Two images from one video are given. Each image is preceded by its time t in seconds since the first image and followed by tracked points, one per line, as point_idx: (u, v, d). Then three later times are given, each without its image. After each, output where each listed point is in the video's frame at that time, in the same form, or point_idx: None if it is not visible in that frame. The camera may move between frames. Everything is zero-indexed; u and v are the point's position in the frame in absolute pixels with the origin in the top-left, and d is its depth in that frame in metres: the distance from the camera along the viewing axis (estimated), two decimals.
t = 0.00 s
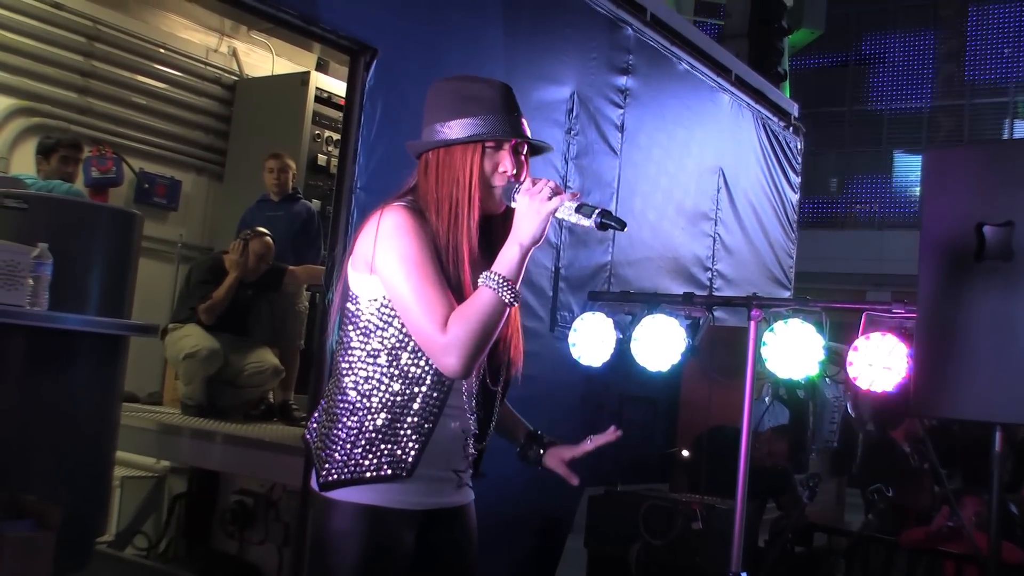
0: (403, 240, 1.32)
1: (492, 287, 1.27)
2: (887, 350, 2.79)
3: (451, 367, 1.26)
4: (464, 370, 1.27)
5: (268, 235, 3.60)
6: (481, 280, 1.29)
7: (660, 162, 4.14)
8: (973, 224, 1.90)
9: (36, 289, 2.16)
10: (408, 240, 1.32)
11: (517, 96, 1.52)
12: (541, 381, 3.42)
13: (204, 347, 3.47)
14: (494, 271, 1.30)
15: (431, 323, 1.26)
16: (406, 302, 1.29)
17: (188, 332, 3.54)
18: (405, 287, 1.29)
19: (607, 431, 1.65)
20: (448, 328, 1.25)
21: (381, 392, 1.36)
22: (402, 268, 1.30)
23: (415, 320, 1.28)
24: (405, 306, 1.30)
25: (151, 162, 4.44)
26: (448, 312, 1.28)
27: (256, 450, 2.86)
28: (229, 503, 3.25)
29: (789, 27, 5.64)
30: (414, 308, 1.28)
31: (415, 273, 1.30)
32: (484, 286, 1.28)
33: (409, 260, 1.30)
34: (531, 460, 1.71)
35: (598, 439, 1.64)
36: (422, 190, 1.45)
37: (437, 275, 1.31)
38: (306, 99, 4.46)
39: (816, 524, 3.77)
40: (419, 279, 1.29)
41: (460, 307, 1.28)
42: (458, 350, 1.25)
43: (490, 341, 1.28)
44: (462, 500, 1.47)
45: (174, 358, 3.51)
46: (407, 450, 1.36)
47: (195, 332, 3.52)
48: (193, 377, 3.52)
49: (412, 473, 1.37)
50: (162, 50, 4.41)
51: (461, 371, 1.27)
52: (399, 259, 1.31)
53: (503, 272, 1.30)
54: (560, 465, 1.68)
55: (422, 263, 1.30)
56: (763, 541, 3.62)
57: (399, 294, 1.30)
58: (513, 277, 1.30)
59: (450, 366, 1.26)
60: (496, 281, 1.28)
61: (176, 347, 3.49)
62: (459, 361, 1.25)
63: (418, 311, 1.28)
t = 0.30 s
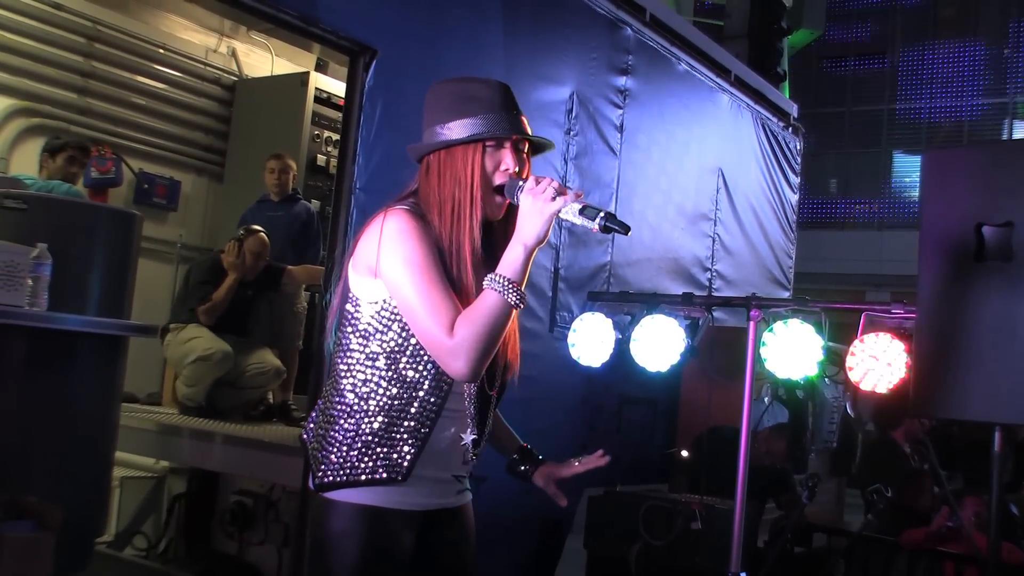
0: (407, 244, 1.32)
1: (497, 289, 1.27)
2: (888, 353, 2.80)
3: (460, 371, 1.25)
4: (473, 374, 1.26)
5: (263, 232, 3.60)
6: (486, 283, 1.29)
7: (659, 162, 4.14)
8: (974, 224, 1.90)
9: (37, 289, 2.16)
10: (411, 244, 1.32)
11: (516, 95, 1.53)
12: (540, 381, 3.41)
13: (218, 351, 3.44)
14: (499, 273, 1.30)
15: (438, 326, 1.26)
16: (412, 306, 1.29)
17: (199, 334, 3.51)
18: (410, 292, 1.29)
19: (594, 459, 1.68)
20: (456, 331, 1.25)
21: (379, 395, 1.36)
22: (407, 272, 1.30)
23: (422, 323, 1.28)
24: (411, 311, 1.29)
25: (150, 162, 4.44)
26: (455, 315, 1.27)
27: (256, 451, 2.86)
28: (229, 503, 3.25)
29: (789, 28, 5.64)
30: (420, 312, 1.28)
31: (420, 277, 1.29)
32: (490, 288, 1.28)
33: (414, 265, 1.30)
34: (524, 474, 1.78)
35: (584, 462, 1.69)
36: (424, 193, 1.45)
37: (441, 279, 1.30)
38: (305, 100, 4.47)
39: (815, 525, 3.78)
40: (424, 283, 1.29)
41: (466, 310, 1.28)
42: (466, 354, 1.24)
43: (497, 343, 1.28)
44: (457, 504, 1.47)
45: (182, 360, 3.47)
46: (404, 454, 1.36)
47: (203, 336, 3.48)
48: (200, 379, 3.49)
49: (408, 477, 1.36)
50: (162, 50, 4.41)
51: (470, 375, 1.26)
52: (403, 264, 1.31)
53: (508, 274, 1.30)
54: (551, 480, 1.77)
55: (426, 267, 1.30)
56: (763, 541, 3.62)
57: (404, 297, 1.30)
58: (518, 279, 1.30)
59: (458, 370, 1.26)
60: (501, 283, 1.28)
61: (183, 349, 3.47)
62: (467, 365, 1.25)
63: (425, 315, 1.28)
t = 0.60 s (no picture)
0: (409, 245, 1.32)
1: (500, 289, 1.28)
2: (886, 352, 2.80)
3: (462, 371, 1.25)
4: (475, 374, 1.26)
5: (262, 234, 3.59)
6: (489, 283, 1.29)
7: (658, 161, 4.14)
8: (972, 223, 1.91)
9: (36, 288, 2.16)
10: (414, 244, 1.32)
11: (517, 95, 1.53)
12: (538, 380, 3.41)
13: (217, 353, 3.43)
14: (502, 274, 1.30)
15: (441, 326, 1.26)
16: (415, 306, 1.29)
17: (197, 337, 3.49)
18: (412, 291, 1.29)
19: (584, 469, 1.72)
20: (459, 331, 1.25)
21: (379, 395, 1.36)
22: (409, 272, 1.30)
23: (424, 323, 1.28)
24: (413, 310, 1.29)
25: (149, 161, 4.43)
26: (457, 315, 1.27)
27: (254, 450, 2.86)
28: (227, 503, 3.25)
29: (788, 27, 5.63)
30: (422, 312, 1.27)
31: (422, 277, 1.29)
32: (492, 288, 1.29)
33: (416, 265, 1.30)
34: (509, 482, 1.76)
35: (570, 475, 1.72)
36: (426, 192, 1.45)
37: (444, 279, 1.30)
38: (304, 99, 4.47)
39: (814, 524, 3.78)
40: (426, 283, 1.29)
41: (469, 311, 1.27)
42: (469, 354, 1.24)
43: (499, 343, 1.28)
44: (456, 504, 1.47)
45: (183, 362, 3.46)
46: (404, 454, 1.35)
47: (202, 339, 3.48)
48: (201, 381, 3.48)
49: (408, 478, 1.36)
50: (160, 50, 4.41)
51: (472, 376, 1.26)
52: (405, 264, 1.30)
53: (511, 274, 1.31)
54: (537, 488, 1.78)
55: (428, 268, 1.30)
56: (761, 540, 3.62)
57: (406, 297, 1.30)
58: (520, 279, 1.31)
59: (461, 370, 1.26)
60: (504, 283, 1.29)
61: (184, 353, 3.45)
62: (470, 366, 1.25)
63: (427, 315, 1.27)
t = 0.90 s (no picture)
0: (411, 244, 1.32)
1: (501, 288, 1.27)
2: (885, 350, 2.80)
3: (463, 370, 1.25)
4: (476, 374, 1.26)
5: (267, 236, 3.59)
6: (490, 282, 1.29)
7: (657, 160, 4.14)
8: (971, 223, 1.92)
9: (34, 287, 2.16)
10: (415, 243, 1.32)
11: (519, 94, 1.53)
12: (538, 379, 3.42)
13: (211, 355, 3.43)
14: (502, 272, 1.30)
15: (441, 326, 1.25)
16: (416, 305, 1.29)
17: (194, 337, 3.48)
18: (413, 291, 1.29)
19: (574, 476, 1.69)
20: (460, 331, 1.24)
21: (379, 394, 1.36)
22: (410, 272, 1.30)
23: (425, 322, 1.28)
24: (414, 309, 1.29)
25: (148, 161, 4.43)
26: (458, 315, 1.27)
27: (253, 449, 2.86)
28: (226, 502, 3.25)
29: (787, 26, 5.64)
30: (423, 311, 1.27)
31: (423, 276, 1.29)
32: (494, 288, 1.28)
33: (417, 264, 1.30)
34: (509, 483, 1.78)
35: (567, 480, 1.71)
36: (427, 191, 1.45)
37: (445, 278, 1.30)
38: (303, 98, 4.47)
39: (813, 522, 3.78)
40: (427, 282, 1.29)
41: (470, 310, 1.27)
42: (470, 354, 1.24)
43: (501, 343, 1.27)
44: (456, 504, 1.47)
45: (179, 362, 3.45)
46: (404, 454, 1.35)
47: (200, 340, 3.46)
48: (197, 382, 3.47)
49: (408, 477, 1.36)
50: (159, 49, 4.40)
51: (473, 375, 1.26)
52: (407, 264, 1.30)
53: (512, 273, 1.30)
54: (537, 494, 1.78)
55: (430, 267, 1.30)
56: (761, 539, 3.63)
57: (407, 296, 1.30)
58: (522, 278, 1.30)
59: (462, 370, 1.25)
60: (505, 283, 1.28)
61: (179, 355, 3.43)
62: (471, 365, 1.24)
63: (428, 314, 1.27)
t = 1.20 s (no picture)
0: (410, 242, 1.32)
1: (501, 286, 1.27)
2: (885, 347, 2.80)
3: (463, 368, 1.25)
4: (476, 371, 1.26)
5: (267, 234, 3.61)
6: (490, 279, 1.28)
7: (656, 158, 4.14)
8: (970, 223, 1.92)
9: (32, 286, 2.14)
10: (414, 241, 1.32)
11: (519, 92, 1.52)
12: (537, 378, 3.42)
13: (214, 355, 3.43)
14: (502, 270, 1.29)
15: (441, 323, 1.25)
16: (415, 303, 1.29)
17: (196, 337, 3.48)
18: (413, 289, 1.29)
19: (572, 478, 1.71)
20: (460, 328, 1.24)
21: (378, 392, 1.36)
22: (410, 270, 1.30)
23: (424, 319, 1.28)
24: (414, 307, 1.29)
25: (147, 159, 4.43)
26: (458, 312, 1.27)
27: (253, 447, 2.86)
28: (225, 500, 3.25)
29: (785, 25, 5.63)
30: (423, 309, 1.27)
31: (423, 274, 1.29)
32: (493, 285, 1.28)
33: (417, 262, 1.30)
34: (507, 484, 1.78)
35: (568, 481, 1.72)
36: (426, 189, 1.45)
37: (445, 276, 1.30)
38: (301, 96, 4.47)
39: (812, 521, 3.78)
40: (427, 280, 1.28)
41: (469, 308, 1.27)
42: (470, 351, 1.24)
43: (500, 340, 1.27)
44: (455, 501, 1.47)
45: (181, 362, 3.44)
46: (403, 452, 1.35)
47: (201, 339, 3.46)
48: (199, 381, 3.47)
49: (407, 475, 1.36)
50: (158, 47, 4.40)
51: (473, 372, 1.26)
52: (406, 262, 1.30)
53: (512, 271, 1.30)
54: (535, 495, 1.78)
55: (430, 265, 1.30)
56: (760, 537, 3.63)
57: (407, 294, 1.30)
58: (522, 275, 1.30)
59: (462, 367, 1.25)
60: (504, 280, 1.28)
61: (180, 353, 3.43)
62: (471, 362, 1.25)
63: (428, 312, 1.27)
